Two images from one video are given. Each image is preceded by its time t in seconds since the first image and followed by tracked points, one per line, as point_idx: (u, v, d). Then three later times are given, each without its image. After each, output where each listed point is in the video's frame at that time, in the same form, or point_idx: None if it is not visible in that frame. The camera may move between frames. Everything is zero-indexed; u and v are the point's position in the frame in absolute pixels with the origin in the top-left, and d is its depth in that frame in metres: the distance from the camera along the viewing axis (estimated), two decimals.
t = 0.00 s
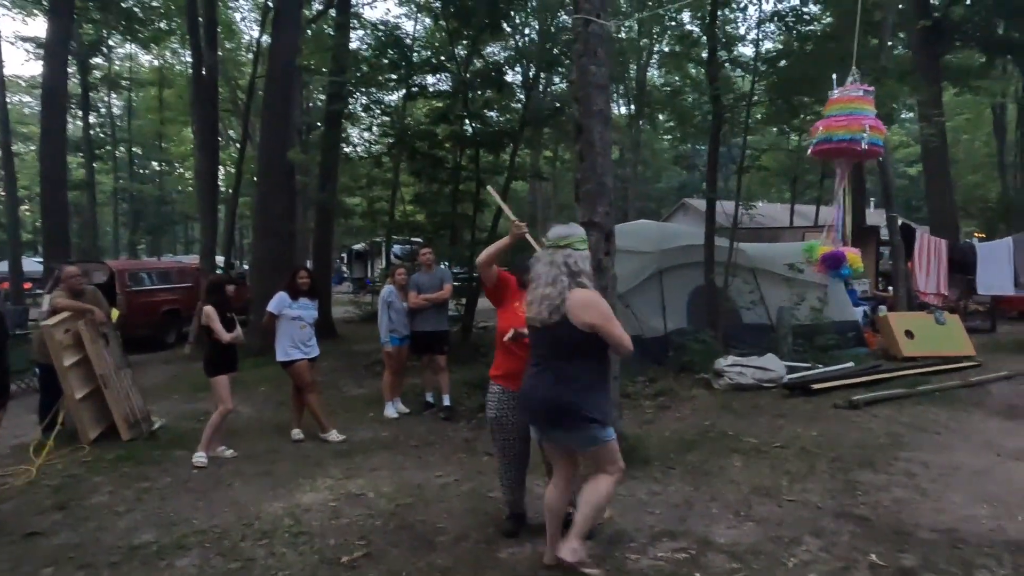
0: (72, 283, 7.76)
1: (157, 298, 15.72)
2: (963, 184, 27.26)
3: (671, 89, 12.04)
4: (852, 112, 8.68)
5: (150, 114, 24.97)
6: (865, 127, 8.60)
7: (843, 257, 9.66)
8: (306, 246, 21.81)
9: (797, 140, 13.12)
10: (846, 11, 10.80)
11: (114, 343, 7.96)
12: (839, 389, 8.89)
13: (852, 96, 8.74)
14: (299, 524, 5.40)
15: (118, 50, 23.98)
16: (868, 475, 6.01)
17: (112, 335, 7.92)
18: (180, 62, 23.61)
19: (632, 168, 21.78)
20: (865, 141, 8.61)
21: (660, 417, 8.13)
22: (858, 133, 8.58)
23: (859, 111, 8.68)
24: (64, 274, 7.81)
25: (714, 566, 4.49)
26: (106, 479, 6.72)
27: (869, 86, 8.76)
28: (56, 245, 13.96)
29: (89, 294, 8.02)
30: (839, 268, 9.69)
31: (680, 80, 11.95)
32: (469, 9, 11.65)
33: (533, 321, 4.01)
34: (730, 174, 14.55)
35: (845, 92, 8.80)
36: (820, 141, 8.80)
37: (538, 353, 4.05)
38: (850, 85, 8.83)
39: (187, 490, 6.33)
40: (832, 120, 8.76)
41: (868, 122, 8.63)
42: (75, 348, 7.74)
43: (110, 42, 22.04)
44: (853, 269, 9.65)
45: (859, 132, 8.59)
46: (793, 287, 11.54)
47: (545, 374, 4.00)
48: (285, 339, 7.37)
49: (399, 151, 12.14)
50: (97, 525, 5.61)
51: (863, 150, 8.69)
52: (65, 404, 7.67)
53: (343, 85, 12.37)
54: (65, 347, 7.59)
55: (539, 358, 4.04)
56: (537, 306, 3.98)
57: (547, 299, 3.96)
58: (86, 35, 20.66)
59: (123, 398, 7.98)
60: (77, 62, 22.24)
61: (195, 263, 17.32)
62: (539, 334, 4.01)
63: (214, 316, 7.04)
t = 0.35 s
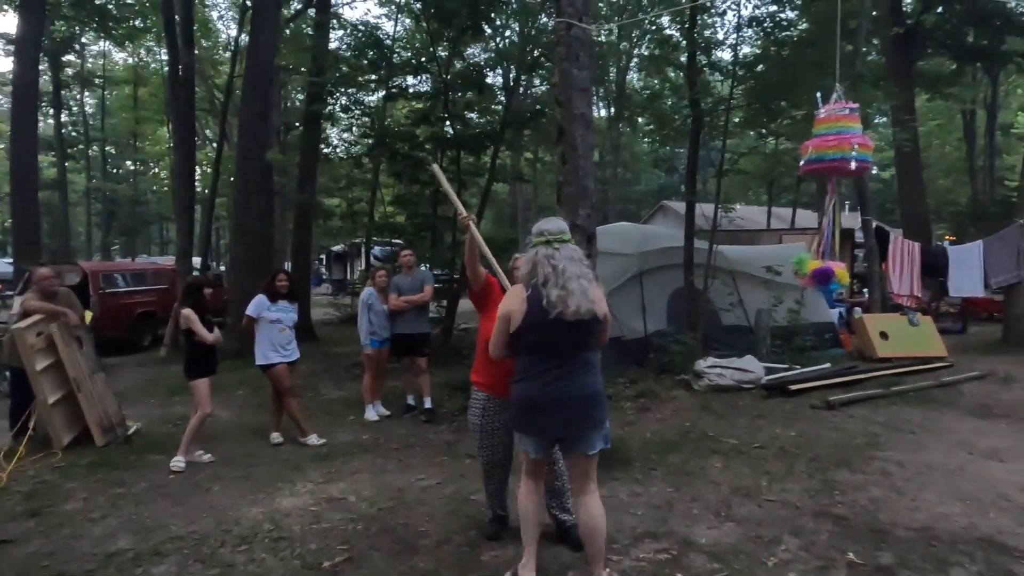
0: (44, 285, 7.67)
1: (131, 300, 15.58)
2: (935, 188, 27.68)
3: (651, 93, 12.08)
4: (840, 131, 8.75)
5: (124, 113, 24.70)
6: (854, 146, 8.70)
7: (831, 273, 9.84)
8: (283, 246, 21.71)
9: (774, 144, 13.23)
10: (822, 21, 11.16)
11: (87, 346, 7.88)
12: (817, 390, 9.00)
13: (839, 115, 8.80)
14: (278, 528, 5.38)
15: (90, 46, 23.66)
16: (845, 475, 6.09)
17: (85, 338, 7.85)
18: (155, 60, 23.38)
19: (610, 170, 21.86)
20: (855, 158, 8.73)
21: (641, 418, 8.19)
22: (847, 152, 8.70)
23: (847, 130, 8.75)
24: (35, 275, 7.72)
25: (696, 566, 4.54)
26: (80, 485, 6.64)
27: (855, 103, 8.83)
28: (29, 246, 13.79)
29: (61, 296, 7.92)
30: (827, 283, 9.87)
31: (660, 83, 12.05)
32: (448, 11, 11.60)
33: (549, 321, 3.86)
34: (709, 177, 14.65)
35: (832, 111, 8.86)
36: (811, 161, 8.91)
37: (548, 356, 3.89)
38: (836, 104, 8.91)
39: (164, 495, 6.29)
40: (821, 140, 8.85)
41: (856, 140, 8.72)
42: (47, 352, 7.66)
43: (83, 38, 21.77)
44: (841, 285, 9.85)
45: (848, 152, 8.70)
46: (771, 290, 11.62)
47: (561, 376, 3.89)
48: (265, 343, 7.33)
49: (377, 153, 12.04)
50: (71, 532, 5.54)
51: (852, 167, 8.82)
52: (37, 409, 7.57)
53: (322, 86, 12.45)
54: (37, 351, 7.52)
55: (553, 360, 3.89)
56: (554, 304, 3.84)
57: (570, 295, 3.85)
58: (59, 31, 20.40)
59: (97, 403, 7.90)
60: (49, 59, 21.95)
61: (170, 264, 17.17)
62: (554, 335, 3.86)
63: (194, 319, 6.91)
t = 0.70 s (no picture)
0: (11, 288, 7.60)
1: (102, 303, 15.43)
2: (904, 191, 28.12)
3: (627, 96, 11.99)
4: (828, 116, 8.87)
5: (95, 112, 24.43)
6: (842, 131, 8.79)
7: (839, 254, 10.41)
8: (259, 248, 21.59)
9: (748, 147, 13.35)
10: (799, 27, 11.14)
11: (57, 350, 7.79)
12: (791, 390, 9.11)
13: (826, 100, 8.93)
14: (254, 534, 5.37)
15: (58, 43, 23.35)
16: (818, 473, 6.18)
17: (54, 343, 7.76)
18: (126, 58, 23.14)
19: (586, 173, 21.97)
20: (845, 143, 8.81)
21: (618, 419, 8.25)
22: (836, 136, 8.78)
23: (835, 115, 8.87)
24: (2, 279, 7.68)
25: (672, 565, 4.60)
26: (49, 492, 6.57)
27: (842, 89, 8.97)
28: None
29: (29, 299, 7.85)
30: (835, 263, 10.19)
31: (636, 87, 11.98)
32: (425, 13, 11.62)
33: (530, 325, 3.95)
34: (684, 180, 14.78)
35: (820, 98, 9.00)
36: (802, 147, 9.01)
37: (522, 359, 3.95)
38: (824, 90, 9.06)
39: (136, 501, 6.24)
40: (811, 125, 8.94)
41: (845, 125, 8.82)
42: (15, 356, 7.57)
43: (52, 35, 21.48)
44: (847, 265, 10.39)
45: (838, 136, 8.78)
46: (746, 292, 11.77)
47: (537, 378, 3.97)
48: (241, 346, 7.29)
49: (355, 153, 12.10)
50: (40, 539, 5.48)
51: (842, 152, 8.89)
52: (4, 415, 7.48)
53: (298, 86, 12.46)
54: (4, 356, 7.41)
55: (529, 364, 3.97)
56: (533, 309, 3.96)
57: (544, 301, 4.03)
58: (27, 29, 20.14)
59: (67, 408, 7.82)
60: (17, 57, 21.65)
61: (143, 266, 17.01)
62: (532, 338, 3.96)
63: (163, 323, 6.85)
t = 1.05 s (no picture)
0: None
1: (75, 308, 15.28)
2: (880, 196, 28.46)
3: (608, 101, 12.13)
4: (806, 137, 8.95)
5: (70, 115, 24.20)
6: (821, 151, 8.84)
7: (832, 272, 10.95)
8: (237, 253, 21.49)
9: (727, 152, 13.44)
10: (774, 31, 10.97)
11: (28, 357, 7.70)
12: (769, 392, 9.18)
13: (804, 122, 9.04)
14: (229, 541, 5.33)
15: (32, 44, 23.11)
16: (795, 474, 6.23)
17: (25, 348, 7.67)
18: (101, 60, 22.94)
19: (566, 178, 22.04)
20: (824, 163, 8.86)
21: (598, 421, 8.27)
22: (816, 157, 8.84)
23: (814, 136, 8.94)
24: None
25: (651, 566, 4.62)
26: (20, 500, 6.48)
27: (819, 110, 9.06)
28: None
29: None
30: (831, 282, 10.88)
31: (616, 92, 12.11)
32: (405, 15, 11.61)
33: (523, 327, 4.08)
34: (663, 184, 14.86)
35: (798, 120, 9.11)
36: (782, 168, 9.09)
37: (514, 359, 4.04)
38: (803, 112, 9.15)
39: (110, 509, 6.17)
40: (790, 147, 9.04)
41: (824, 145, 8.88)
42: None
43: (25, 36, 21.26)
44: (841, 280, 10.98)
45: (817, 156, 8.84)
46: (725, 294, 11.84)
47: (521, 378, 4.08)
48: (218, 351, 7.24)
49: (335, 157, 12.07)
50: (10, 548, 5.41)
51: (822, 172, 8.94)
52: None
53: (278, 89, 12.33)
54: None
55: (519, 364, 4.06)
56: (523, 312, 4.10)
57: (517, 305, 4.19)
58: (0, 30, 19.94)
59: (39, 415, 7.73)
60: None
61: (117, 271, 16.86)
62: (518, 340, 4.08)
63: (131, 328, 6.77)
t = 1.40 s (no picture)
0: None
1: (54, 313, 15.15)
2: (861, 200, 28.69)
3: (592, 105, 12.17)
4: (779, 129, 9.00)
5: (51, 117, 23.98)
6: (791, 145, 8.93)
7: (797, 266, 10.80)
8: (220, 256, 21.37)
9: (711, 156, 13.49)
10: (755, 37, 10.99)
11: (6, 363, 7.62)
12: (754, 395, 9.22)
13: (777, 114, 9.09)
14: (211, 549, 5.30)
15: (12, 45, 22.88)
16: (779, 476, 6.25)
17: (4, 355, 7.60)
18: (81, 62, 22.75)
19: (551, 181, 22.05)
20: (793, 156, 8.96)
21: (584, 425, 8.29)
22: (785, 150, 8.93)
23: (785, 129, 9.00)
24: None
25: (637, 569, 4.63)
26: None
27: (793, 104, 9.14)
28: None
29: None
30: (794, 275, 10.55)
31: (601, 97, 12.12)
32: (392, 19, 11.70)
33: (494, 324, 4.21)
34: (647, 188, 14.90)
35: (771, 111, 9.15)
36: (751, 158, 9.13)
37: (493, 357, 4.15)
38: (777, 105, 9.21)
39: (91, 517, 6.12)
40: (762, 137, 9.07)
41: (794, 139, 8.97)
42: None
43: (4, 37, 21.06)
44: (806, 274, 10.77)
45: (787, 149, 8.93)
46: (709, 297, 11.89)
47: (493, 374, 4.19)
48: (200, 356, 7.20)
49: (320, 160, 12.06)
50: None
51: (790, 165, 9.05)
52: None
53: (261, 92, 12.20)
54: None
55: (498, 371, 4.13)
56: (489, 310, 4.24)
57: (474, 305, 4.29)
58: None
59: (18, 422, 7.65)
60: None
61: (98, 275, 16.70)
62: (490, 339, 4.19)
63: (110, 334, 6.71)
